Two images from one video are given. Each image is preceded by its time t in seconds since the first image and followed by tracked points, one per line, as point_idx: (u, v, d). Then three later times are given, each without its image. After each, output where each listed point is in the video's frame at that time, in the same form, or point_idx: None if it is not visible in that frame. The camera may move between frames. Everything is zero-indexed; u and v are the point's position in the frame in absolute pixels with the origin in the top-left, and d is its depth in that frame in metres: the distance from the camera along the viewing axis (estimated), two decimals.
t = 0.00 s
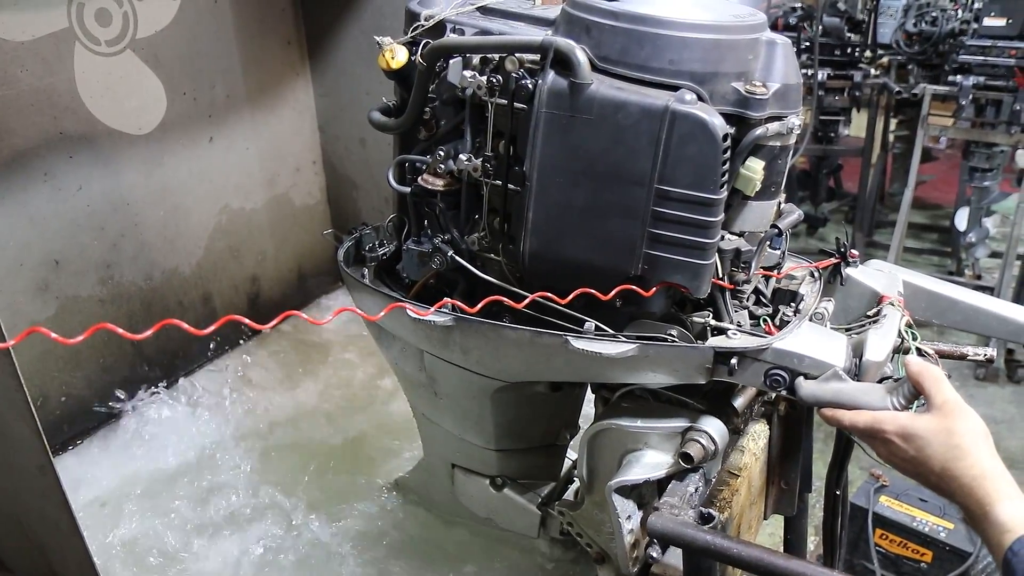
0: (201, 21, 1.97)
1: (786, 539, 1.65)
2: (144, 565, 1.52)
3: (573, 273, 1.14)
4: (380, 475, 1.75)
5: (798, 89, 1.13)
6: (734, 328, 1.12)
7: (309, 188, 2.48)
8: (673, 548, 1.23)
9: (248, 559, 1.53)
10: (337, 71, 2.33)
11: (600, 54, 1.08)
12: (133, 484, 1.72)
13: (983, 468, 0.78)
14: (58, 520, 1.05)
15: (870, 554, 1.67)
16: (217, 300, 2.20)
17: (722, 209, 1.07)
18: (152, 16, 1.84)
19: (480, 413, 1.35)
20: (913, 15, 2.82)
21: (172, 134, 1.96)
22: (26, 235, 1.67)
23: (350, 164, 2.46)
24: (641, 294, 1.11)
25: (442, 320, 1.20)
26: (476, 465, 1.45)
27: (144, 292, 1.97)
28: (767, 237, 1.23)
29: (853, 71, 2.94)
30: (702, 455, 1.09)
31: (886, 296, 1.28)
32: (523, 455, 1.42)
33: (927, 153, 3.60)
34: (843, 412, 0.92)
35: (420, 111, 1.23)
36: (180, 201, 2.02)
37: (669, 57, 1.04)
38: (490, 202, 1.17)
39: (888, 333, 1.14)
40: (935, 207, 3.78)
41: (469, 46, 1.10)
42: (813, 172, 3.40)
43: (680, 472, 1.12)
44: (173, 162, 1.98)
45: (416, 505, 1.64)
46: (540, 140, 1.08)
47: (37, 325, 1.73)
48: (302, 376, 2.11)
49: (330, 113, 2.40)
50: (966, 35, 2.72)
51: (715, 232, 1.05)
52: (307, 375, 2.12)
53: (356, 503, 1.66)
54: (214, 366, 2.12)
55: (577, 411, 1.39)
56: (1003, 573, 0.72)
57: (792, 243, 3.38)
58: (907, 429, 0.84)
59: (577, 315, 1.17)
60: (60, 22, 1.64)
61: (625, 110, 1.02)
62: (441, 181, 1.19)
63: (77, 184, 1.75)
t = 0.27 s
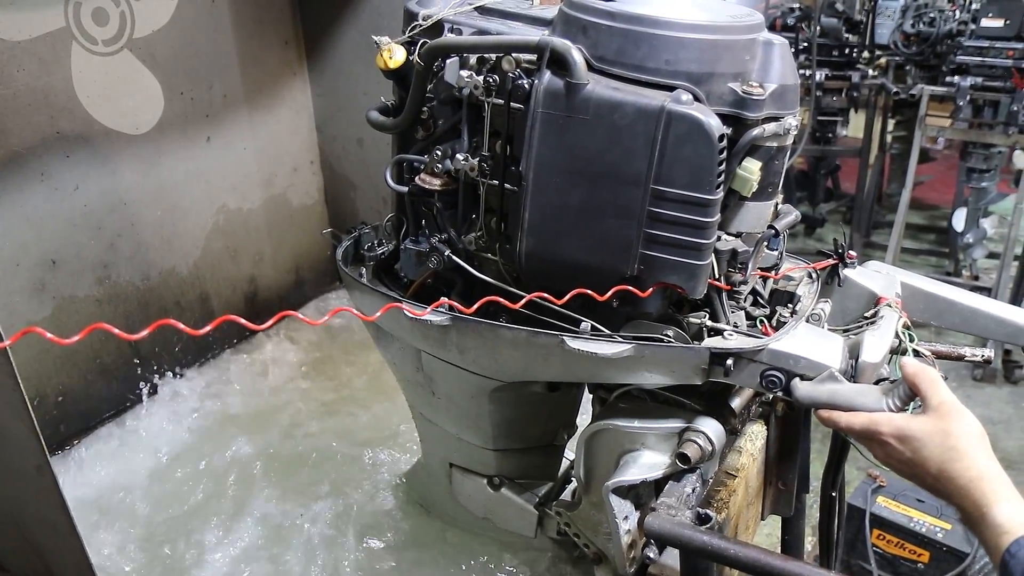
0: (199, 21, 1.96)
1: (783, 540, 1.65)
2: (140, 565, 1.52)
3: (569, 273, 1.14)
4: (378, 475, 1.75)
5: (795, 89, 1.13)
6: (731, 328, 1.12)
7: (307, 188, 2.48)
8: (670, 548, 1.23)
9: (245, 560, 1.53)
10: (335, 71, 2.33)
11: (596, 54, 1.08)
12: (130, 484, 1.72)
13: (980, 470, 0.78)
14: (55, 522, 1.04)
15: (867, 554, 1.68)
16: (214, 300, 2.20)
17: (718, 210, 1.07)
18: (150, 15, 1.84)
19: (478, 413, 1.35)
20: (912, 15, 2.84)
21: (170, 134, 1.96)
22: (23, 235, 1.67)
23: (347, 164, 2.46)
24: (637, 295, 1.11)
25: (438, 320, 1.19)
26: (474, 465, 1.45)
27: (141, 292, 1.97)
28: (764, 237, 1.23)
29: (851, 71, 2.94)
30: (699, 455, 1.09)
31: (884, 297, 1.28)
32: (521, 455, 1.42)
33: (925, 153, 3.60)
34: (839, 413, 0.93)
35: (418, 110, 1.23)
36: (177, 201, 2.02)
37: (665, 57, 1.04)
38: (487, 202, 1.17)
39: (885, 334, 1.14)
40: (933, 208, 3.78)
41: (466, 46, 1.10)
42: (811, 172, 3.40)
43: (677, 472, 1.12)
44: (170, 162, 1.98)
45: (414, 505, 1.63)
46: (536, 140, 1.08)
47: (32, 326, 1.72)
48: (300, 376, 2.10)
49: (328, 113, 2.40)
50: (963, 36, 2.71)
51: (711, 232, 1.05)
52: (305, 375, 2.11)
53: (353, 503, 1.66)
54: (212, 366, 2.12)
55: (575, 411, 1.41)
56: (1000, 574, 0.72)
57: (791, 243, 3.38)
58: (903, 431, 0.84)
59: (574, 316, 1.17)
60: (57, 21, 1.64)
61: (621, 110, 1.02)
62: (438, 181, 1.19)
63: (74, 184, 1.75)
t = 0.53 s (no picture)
0: (193, 19, 1.96)
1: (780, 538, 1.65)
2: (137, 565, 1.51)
3: (565, 271, 1.14)
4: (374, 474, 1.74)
5: (791, 85, 1.13)
6: (727, 326, 1.12)
7: (303, 187, 2.47)
8: (667, 547, 1.23)
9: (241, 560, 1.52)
10: (330, 70, 2.32)
11: (591, 50, 1.07)
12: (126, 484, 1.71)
13: (976, 467, 0.77)
14: (48, 522, 1.03)
15: (864, 551, 1.68)
16: (210, 300, 2.19)
17: (713, 207, 1.06)
18: (143, 14, 1.83)
19: (474, 411, 1.34)
20: (909, 13, 2.83)
21: (164, 133, 1.95)
22: (17, 235, 1.66)
23: (343, 163, 2.45)
24: (633, 292, 1.10)
25: (434, 318, 1.19)
26: (470, 463, 1.45)
27: (135, 292, 1.96)
28: (760, 234, 1.23)
29: (847, 69, 2.94)
30: (696, 453, 1.08)
31: (880, 294, 1.28)
32: (517, 453, 1.41)
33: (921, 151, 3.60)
34: (836, 411, 0.92)
35: (412, 108, 1.23)
36: (171, 200, 2.01)
37: (660, 53, 1.04)
38: (482, 200, 1.17)
39: (881, 331, 1.14)
40: (929, 205, 3.79)
41: (460, 42, 1.09)
42: (807, 170, 3.39)
43: (674, 470, 1.12)
44: (164, 161, 1.97)
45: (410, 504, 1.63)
46: (531, 137, 1.08)
47: (25, 325, 1.71)
48: (296, 375, 2.10)
49: (323, 111, 2.39)
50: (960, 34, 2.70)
51: (706, 229, 1.05)
52: (301, 374, 2.11)
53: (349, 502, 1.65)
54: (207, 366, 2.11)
55: (571, 409, 1.40)
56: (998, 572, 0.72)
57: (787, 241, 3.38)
58: (900, 428, 0.84)
59: (570, 313, 1.17)
60: (50, 20, 1.63)
61: (616, 106, 1.02)
62: (433, 178, 1.19)
63: (68, 183, 1.74)
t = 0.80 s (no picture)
0: (191, 17, 1.95)
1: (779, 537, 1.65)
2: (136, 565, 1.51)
3: (564, 269, 1.13)
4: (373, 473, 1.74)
5: (790, 84, 1.13)
6: (726, 325, 1.12)
7: (302, 185, 2.47)
8: (667, 546, 1.23)
9: (241, 559, 1.52)
10: (329, 68, 2.32)
11: (590, 49, 1.07)
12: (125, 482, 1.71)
13: (977, 467, 0.77)
14: (47, 521, 1.02)
15: (863, 550, 1.68)
16: (208, 298, 2.19)
17: (713, 205, 1.06)
18: (142, 12, 1.82)
19: (473, 410, 1.34)
20: (907, 10, 2.79)
21: (162, 131, 1.95)
22: (16, 233, 1.65)
23: (342, 161, 2.45)
24: (632, 291, 1.10)
25: (433, 317, 1.19)
26: (469, 462, 1.45)
27: (134, 290, 1.95)
28: (759, 233, 1.22)
29: (846, 67, 2.96)
30: (695, 452, 1.08)
31: (880, 293, 1.28)
32: (516, 452, 1.41)
33: (920, 149, 3.61)
34: (835, 411, 0.92)
35: (411, 106, 1.23)
36: (170, 199, 2.01)
37: (659, 52, 1.04)
38: (481, 198, 1.17)
39: (881, 330, 1.14)
40: (928, 204, 3.79)
41: (459, 41, 1.09)
42: (806, 168, 3.38)
43: (673, 469, 1.12)
44: (163, 160, 1.97)
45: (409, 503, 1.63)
46: (530, 136, 1.07)
47: (24, 324, 1.70)
48: (295, 373, 2.10)
49: (322, 110, 2.39)
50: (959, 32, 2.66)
51: (706, 228, 1.04)
52: (299, 372, 2.11)
53: (348, 501, 1.65)
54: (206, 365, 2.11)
55: (570, 407, 1.40)
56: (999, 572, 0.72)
57: (786, 240, 3.38)
58: (900, 428, 0.84)
59: (569, 312, 1.17)
60: (48, 18, 1.63)
61: (616, 105, 1.02)
62: (432, 177, 1.19)
63: (67, 182, 1.74)
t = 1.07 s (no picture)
0: (192, 13, 1.95)
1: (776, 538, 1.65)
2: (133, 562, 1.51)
3: (564, 270, 1.13)
4: (371, 471, 1.74)
5: (792, 85, 1.13)
6: (726, 326, 1.12)
7: (301, 183, 2.47)
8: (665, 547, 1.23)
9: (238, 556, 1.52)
10: (329, 66, 2.32)
11: (592, 48, 1.07)
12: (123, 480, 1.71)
13: (976, 470, 0.77)
14: (45, 517, 1.02)
15: (860, 552, 1.68)
16: (207, 295, 2.19)
17: (714, 206, 1.06)
18: (142, 8, 1.82)
19: (472, 410, 1.34)
20: (908, 12, 2.83)
21: (162, 128, 1.94)
22: (14, 230, 1.65)
23: (342, 159, 2.45)
24: (632, 292, 1.10)
25: (432, 317, 1.19)
26: (467, 462, 1.45)
27: (133, 287, 1.95)
28: (760, 234, 1.22)
29: (847, 69, 2.94)
30: (694, 453, 1.08)
31: (880, 296, 1.27)
32: (515, 452, 1.41)
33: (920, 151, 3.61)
34: (835, 413, 0.92)
35: (412, 105, 1.23)
36: (169, 195, 2.00)
37: (661, 53, 1.03)
38: (481, 198, 1.16)
39: (880, 332, 1.14)
40: (928, 206, 3.79)
41: (461, 40, 1.09)
42: (806, 170, 3.38)
43: (672, 470, 1.12)
44: (163, 156, 1.96)
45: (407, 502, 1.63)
46: (531, 136, 1.07)
47: (22, 320, 1.70)
48: (293, 371, 2.09)
49: (322, 108, 2.39)
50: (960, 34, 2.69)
51: (707, 229, 1.04)
52: (298, 370, 2.10)
53: (347, 499, 1.65)
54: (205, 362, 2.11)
55: (569, 408, 1.40)
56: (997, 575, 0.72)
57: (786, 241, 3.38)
58: (899, 431, 0.84)
59: (568, 312, 1.17)
60: (49, 13, 1.63)
61: (617, 105, 1.01)
62: (433, 176, 1.19)
63: (66, 178, 1.73)
